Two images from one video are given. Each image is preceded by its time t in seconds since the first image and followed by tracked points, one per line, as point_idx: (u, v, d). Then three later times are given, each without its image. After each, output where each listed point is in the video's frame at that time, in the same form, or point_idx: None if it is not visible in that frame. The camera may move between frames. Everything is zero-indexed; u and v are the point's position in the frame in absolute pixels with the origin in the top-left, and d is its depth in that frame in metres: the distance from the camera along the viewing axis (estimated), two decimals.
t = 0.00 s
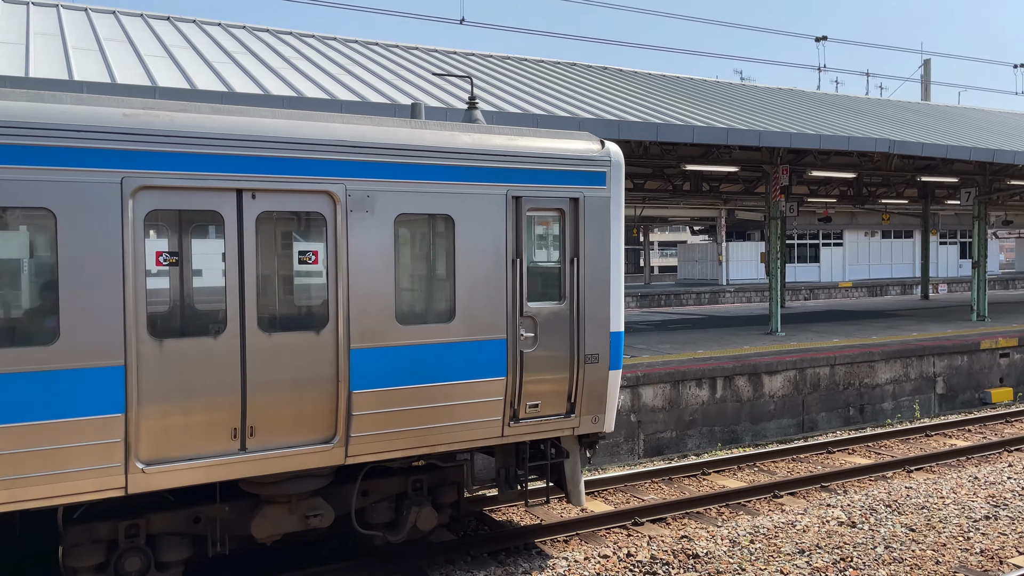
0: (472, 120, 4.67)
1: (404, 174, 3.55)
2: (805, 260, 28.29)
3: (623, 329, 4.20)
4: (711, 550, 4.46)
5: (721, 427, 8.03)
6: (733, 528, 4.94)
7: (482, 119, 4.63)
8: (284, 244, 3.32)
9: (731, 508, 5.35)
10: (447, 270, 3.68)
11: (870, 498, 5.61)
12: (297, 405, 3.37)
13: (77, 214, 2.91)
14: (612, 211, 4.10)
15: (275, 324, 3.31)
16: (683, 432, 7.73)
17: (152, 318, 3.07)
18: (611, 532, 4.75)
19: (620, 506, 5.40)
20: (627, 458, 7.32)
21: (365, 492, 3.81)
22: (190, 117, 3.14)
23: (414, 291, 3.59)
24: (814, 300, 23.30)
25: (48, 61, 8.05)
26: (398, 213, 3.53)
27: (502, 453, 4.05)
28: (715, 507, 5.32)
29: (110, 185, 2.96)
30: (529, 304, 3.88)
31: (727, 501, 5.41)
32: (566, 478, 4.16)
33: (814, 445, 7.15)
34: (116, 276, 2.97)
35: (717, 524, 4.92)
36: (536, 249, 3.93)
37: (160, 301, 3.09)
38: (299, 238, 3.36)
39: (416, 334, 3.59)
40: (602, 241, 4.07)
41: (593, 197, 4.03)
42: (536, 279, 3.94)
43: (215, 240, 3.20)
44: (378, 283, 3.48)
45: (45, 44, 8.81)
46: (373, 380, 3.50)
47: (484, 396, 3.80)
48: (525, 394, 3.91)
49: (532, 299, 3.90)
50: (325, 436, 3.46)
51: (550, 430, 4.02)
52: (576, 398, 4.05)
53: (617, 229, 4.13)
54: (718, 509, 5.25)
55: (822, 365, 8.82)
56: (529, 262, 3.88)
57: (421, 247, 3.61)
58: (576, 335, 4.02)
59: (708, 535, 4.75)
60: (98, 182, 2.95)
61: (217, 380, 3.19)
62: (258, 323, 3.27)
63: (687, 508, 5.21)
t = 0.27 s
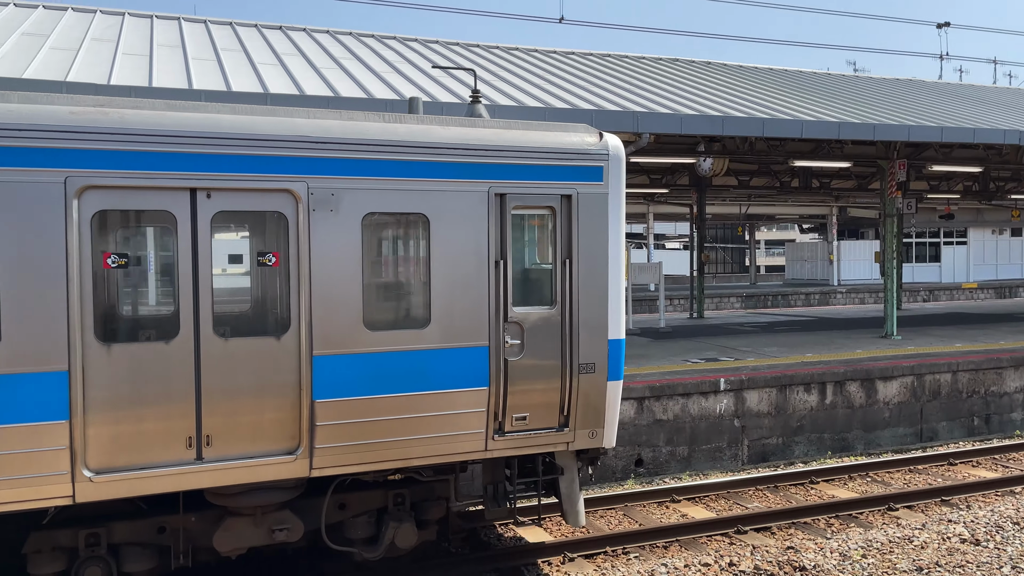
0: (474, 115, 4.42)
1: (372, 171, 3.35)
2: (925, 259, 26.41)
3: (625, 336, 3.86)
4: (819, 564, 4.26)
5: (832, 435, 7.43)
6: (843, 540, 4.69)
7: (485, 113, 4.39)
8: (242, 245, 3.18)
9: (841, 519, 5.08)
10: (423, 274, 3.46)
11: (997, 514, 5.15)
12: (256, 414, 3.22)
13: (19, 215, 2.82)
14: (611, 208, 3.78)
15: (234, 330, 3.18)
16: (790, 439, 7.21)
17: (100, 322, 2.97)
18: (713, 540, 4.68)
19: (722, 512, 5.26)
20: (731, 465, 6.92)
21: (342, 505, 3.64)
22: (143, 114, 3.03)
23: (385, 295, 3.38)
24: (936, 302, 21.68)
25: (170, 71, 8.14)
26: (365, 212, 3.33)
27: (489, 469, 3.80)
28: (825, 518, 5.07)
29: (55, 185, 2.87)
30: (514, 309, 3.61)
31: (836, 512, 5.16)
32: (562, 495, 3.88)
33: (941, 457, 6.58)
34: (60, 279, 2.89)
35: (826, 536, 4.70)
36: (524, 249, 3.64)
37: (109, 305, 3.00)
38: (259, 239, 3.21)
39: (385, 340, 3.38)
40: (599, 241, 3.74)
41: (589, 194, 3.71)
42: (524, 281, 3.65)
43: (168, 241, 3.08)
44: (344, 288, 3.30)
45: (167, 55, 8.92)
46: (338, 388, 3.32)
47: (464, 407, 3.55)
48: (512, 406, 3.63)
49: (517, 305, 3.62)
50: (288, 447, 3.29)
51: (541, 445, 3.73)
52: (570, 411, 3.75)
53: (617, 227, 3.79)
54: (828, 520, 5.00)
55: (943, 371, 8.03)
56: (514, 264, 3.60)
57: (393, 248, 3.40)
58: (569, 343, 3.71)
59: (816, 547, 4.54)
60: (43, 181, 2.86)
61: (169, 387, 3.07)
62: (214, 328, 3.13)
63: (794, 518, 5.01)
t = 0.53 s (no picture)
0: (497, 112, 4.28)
1: (361, 170, 3.26)
2: None
3: (642, 343, 3.59)
4: None
5: (989, 449, 6.67)
6: (1000, 562, 4.39)
7: (509, 110, 4.23)
8: (230, 246, 3.16)
9: (999, 539, 4.70)
10: (418, 276, 3.34)
11: None
12: (245, 417, 3.19)
13: (12, 217, 2.90)
14: (625, 205, 3.51)
15: (222, 332, 3.16)
16: (940, 451, 6.55)
17: (91, 323, 3.03)
18: (852, 555, 4.50)
19: (863, 527, 5.00)
20: (874, 476, 6.39)
21: (343, 511, 3.56)
22: (134, 117, 3.06)
23: (378, 298, 3.29)
24: None
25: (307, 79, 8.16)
26: (355, 212, 3.24)
27: (496, 479, 3.60)
28: (978, 537, 4.73)
29: (47, 188, 2.94)
30: (515, 313, 3.42)
31: (993, 531, 4.78)
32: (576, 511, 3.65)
33: None
34: (51, 280, 2.95)
35: (981, 557, 4.41)
36: (528, 250, 3.45)
37: (100, 306, 3.06)
38: (247, 240, 3.19)
39: (377, 344, 3.28)
40: (611, 241, 3.49)
41: (598, 190, 3.47)
42: (528, 283, 3.46)
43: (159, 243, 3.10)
44: (333, 290, 3.22)
45: (309, 64, 9.06)
46: (327, 393, 3.24)
47: (463, 415, 3.40)
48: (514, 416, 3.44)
49: (519, 308, 3.44)
50: (279, 450, 3.24)
51: (548, 457, 3.52)
52: (579, 421, 3.52)
53: (632, 226, 3.53)
54: (982, 540, 4.66)
55: None
56: (515, 265, 3.42)
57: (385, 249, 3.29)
58: (578, 350, 3.48)
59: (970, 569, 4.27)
60: (35, 185, 2.93)
61: (157, 388, 3.09)
62: (202, 329, 3.13)
63: (943, 536, 4.71)
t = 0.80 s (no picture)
0: (535, 108, 4.19)
1: (371, 170, 3.27)
2: None
3: (666, 347, 3.41)
4: None
5: None
6: None
7: (546, 104, 4.13)
8: (247, 245, 3.26)
9: None
10: (430, 276, 3.32)
11: None
12: (260, 413, 3.28)
13: (44, 220, 3.10)
14: (646, 202, 3.34)
15: (238, 329, 3.26)
16: None
17: (119, 319, 3.20)
18: None
19: None
20: None
21: (364, 508, 3.60)
22: (158, 122, 3.19)
23: (389, 298, 3.29)
24: None
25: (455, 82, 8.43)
26: (365, 213, 3.26)
27: (514, 484, 3.52)
28: None
29: (75, 192, 3.12)
30: (527, 314, 3.33)
31: None
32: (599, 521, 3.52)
33: None
34: (80, 278, 3.13)
35: None
36: (543, 250, 3.35)
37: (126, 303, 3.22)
38: (263, 240, 3.27)
39: (386, 343, 3.28)
40: (631, 239, 3.34)
41: (616, 187, 3.32)
42: (542, 284, 3.36)
43: (178, 242, 3.23)
44: (343, 290, 3.25)
45: (455, 68, 9.45)
46: (337, 391, 3.27)
47: (474, 417, 3.34)
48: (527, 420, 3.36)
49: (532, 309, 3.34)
50: (293, 446, 3.32)
51: (564, 463, 3.40)
52: (597, 428, 3.38)
53: (654, 224, 3.35)
54: None
55: None
56: (528, 264, 3.33)
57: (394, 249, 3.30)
58: (595, 354, 3.34)
59: None
60: (65, 189, 3.11)
61: (177, 382, 3.23)
62: (219, 327, 3.24)
63: None
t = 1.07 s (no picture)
0: (574, 106, 4.13)
1: (387, 171, 3.38)
2: None
3: (683, 349, 3.31)
4: None
5: None
6: None
7: (585, 103, 4.07)
8: (274, 244, 3.46)
9: None
10: (445, 274, 3.39)
11: None
12: (286, 403, 3.47)
13: (98, 222, 3.43)
14: (659, 199, 3.25)
15: (267, 324, 3.46)
16: None
17: (163, 314, 3.49)
18: None
19: None
20: None
21: (390, 498, 3.72)
22: (196, 131, 3.44)
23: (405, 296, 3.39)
24: None
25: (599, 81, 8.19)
26: (381, 214, 3.38)
27: (531, 482, 3.52)
28: None
29: (123, 197, 3.43)
30: (538, 313, 3.33)
31: None
32: (615, 526, 3.46)
33: None
34: (128, 276, 3.44)
35: None
36: (556, 249, 3.34)
37: (169, 299, 3.50)
38: (289, 240, 3.46)
39: (401, 340, 3.39)
40: (644, 238, 3.26)
41: (629, 184, 3.26)
42: (554, 283, 3.35)
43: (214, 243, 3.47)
44: (360, 289, 3.38)
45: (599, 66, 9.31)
46: (354, 386, 3.41)
47: (486, 414, 3.38)
48: (538, 420, 3.36)
49: (542, 308, 3.35)
50: (316, 436, 3.49)
51: (578, 464, 3.38)
52: (609, 430, 3.34)
53: (668, 222, 3.25)
54: None
55: None
56: (539, 263, 3.33)
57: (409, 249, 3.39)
58: (607, 354, 3.30)
59: None
60: (116, 194, 3.43)
61: (212, 373, 3.48)
62: (249, 322, 3.45)
63: None
